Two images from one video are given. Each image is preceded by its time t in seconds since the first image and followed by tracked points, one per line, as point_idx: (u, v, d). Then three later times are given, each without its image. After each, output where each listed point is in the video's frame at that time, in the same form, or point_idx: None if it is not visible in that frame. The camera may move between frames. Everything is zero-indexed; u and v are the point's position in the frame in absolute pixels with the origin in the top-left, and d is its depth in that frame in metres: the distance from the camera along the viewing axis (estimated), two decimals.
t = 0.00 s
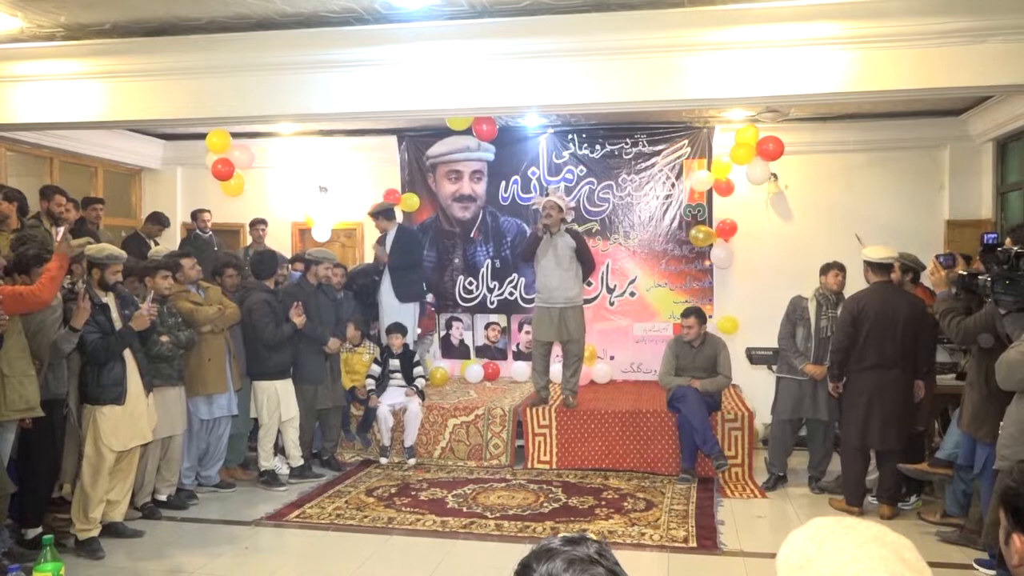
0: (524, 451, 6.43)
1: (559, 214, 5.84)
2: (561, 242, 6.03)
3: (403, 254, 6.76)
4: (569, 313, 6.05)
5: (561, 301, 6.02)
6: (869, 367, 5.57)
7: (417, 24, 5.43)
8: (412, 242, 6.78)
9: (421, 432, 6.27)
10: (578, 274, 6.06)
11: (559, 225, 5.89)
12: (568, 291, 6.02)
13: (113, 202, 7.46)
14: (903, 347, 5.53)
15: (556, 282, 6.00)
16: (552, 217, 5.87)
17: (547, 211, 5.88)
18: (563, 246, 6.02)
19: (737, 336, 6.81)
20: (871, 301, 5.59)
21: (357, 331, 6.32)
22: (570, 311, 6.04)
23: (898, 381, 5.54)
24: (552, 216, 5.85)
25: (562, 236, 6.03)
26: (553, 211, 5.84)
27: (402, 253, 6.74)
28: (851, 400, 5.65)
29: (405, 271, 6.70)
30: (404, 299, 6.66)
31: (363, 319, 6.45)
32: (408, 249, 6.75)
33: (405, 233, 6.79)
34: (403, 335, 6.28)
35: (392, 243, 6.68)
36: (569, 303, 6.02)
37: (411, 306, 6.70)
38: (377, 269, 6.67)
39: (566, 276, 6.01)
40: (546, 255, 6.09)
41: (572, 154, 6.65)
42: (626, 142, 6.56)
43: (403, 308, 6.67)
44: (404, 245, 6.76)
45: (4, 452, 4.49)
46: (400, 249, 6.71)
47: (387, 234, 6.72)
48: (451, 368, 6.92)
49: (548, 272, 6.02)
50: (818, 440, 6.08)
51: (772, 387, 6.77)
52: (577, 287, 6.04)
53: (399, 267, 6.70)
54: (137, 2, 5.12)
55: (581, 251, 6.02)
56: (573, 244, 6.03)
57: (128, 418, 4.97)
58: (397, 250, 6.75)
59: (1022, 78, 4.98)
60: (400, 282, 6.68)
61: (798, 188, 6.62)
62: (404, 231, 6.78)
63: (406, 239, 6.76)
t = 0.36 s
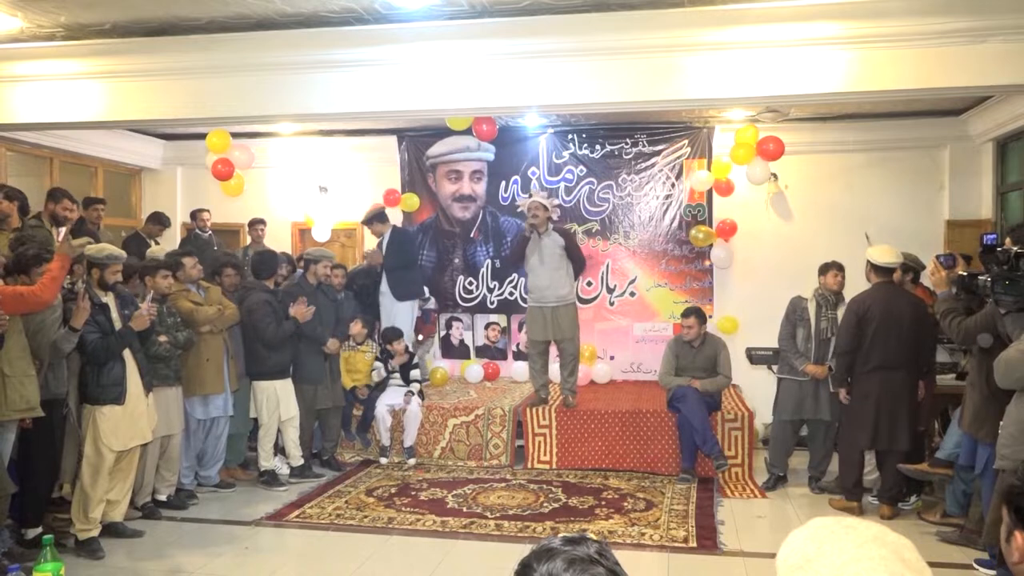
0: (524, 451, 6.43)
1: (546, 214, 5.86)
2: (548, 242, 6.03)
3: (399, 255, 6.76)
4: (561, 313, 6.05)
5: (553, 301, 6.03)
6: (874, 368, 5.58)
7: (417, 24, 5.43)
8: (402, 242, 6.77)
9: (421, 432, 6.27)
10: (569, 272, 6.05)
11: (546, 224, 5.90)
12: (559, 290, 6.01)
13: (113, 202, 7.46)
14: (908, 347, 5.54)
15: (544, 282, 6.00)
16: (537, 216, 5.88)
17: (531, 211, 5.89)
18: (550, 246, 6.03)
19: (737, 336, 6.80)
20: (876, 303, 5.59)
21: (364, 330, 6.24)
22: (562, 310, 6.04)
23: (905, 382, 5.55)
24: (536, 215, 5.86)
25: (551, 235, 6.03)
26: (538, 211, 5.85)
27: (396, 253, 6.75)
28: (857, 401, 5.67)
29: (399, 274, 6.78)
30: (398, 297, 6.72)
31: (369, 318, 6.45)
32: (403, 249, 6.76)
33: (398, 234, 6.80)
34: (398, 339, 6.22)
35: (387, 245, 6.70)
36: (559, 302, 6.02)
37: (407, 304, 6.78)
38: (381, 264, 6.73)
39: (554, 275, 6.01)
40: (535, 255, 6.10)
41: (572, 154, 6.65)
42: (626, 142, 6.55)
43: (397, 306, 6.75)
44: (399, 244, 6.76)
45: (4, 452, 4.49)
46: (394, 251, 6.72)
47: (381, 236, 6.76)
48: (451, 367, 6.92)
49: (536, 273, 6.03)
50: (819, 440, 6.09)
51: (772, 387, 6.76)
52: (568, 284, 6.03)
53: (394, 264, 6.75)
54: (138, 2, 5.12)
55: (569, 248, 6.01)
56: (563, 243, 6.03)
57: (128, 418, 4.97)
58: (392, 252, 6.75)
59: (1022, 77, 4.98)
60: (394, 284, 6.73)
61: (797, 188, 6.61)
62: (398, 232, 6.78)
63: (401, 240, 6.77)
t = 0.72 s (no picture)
0: (524, 451, 6.43)
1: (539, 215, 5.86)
2: (541, 242, 6.04)
3: (400, 255, 6.66)
4: (558, 312, 6.05)
5: (549, 301, 6.02)
6: (874, 368, 5.60)
7: (417, 24, 5.43)
8: (401, 242, 6.70)
9: (421, 432, 6.26)
10: (565, 272, 6.05)
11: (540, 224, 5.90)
12: (555, 290, 6.01)
13: (113, 202, 7.46)
14: (908, 347, 5.56)
15: (540, 281, 6.00)
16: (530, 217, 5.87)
17: (525, 211, 5.88)
18: (545, 246, 6.03)
19: (737, 336, 6.79)
20: (877, 302, 5.60)
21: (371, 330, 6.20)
22: (559, 309, 6.04)
23: (907, 382, 5.56)
24: (530, 216, 5.86)
25: (545, 235, 6.03)
26: (531, 211, 5.85)
27: (396, 255, 6.63)
28: (858, 401, 5.68)
29: (404, 272, 6.64)
30: (410, 295, 6.61)
31: (375, 317, 6.41)
32: (402, 248, 6.66)
33: (399, 234, 6.74)
34: (398, 337, 6.29)
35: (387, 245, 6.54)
36: (555, 302, 6.01)
37: (414, 304, 6.66)
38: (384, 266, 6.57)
39: (550, 275, 6.01)
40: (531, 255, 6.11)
41: (572, 154, 6.64)
42: (626, 142, 6.55)
43: (406, 308, 6.60)
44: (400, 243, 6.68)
45: (4, 452, 4.48)
46: (394, 251, 6.61)
47: (380, 238, 6.57)
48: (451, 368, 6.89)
49: (532, 273, 6.04)
50: (819, 440, 6.09)
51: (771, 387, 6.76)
52: (564, 285, 6.04)
53: (397, 266, 6.62)
54: (138, 2, 5.12)
55: (565, 248, 6.01)
56: (558, 242, 6.02)
57: (128, 419, 4.97)
58: (393, 254, 6.63)
59: (1022, 77, 4.98)
60: (404, 285, 6.60)
61: (798, 188, 6.61)
62: (397, 233, 6.73)
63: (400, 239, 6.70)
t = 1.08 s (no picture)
0: (521, 453, 6.43)
1: (537, 219, 5.84)
2: (538, 244, 6.03)
3: (399, 260, 6.63)
4: (553, 314, 6.05)
5: (543, 302, 6.03)
6: (871, 369, 5.61)
7: (414, 26, 5.43)
8: (401, 246, 6.67)
9: (418, 434, 6.26)
10: (559, 275, 6.05)
11: (537, 227, 5.88)
12: (550, 292, 6.02)
13: (109, 204, 7.44)
14: (906, 349, 5.57)
15: (534, 283, 6.01)
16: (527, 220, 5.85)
17: (523, 214, 5.87)
18: (541, 248, 6.03)
19: (733, 338, 6.77)
20: (875, 304, 5.61)
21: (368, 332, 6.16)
22: (554, 312, 6.03)
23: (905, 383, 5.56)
24: (526, 220, 5.84)
25: (541, 237, 6.03)
26: (529, 215, 5.83)
27: (393, 255, 6.64)
28: (855, 402, 5.69)
29: (404, 275, 6.60)
30: (410, 296, 6.58)
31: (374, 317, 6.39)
32: (402, 256, 6.64)
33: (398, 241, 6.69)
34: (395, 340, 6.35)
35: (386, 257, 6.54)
36: (550, 304, 6.01)
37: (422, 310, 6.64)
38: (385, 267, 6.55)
39: (544, 278, 6.01)
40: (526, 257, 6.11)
41: (569, 156, 6.64)
42: (623, 143, 6.54)
43: (413, 312, 6.61)
44: (399, 249, 6.64)
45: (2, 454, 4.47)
46: (391, 257, 6.57)
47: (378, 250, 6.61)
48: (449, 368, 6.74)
49: (526, 275, 6.04)
50: (815, 442, 6.10)
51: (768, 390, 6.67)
52: (559, 287, 6.04)
53: (399, 267, 6.62)
54: (135, 3, 5.12)
55: (561, 250, 6.01)
56: (553, 244, 6.01)
57: (124, 421, 4.96)
58: (393, 262, 6.66)
59: (1017, 79, 5.00)
60: (404, 287, 6.59)
61: (795, 190, 6.61)
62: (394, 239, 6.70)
63: (398, 244, 6.68)
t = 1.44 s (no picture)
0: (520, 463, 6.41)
1: (538, 227, 5.86)
2: (540, 254, 6.04)
3: (403, 279, 6.66)
4: (552, 324, 6.06)
5: (542, 313, 6.02)
6: (871, 379, 5.61)
7: (413, 37, 5.45)
8: (407, 267, 6.74)
9: (417, 445, 6.24)
10: (559, 285, 6.05)
11: (539, 236, 5.91)
12: (549, 302, 6.02)
13: (108, 214, 7.44)
14: (908, 360, 5.58)
15: (534, 293, 6.01)
16: (530, 229, 5.88)
17: (526, 223, 5.89)
18: (542, 258, 6.04)
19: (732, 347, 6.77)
20: (874, 313, 5.63)
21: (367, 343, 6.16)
22: (554, 321, 6.04)
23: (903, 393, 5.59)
24: (530, 228, 5.86)
25: (542, 247, 6.03)
26: (532, 223, 5.85)
27: (395, 270, 6.70)
28: (855, 413, 5.69)
29: (411, 297, 6.66)
30: (411, 307, 6.64)
31: (376, 326, 6.41)
32: (408, 279, 6.68)
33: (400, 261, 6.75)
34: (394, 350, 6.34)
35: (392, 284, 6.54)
36: (551, 313, 6.02)
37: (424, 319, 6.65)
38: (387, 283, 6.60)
39: (545, 288, 6.02)
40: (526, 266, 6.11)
41: (568, 166, 6.64)
42: (621, 153, 6.53)
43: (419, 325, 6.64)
44: (404, 271, 6.68)
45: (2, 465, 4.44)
46: (397, 279, 6.62)
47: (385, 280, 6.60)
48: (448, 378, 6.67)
49: (527, 285, 6.04)
50: (814, 452, 6.09)
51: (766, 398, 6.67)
52: (558, 298, 6.03)
53: (402, 283, 6.67)
54: (134, 15, 5.13)
55: (561, 261, 6.01)
56: (554, 254, 6.01)
57: (123, 432, 4.95)
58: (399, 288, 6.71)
59: (1013, 90, 5.01)
60: (407, 301, 6.65)
61: (793, 200, 6.59)
62: (399, 262, 6.77)
63: (402, 264, 6.75)
